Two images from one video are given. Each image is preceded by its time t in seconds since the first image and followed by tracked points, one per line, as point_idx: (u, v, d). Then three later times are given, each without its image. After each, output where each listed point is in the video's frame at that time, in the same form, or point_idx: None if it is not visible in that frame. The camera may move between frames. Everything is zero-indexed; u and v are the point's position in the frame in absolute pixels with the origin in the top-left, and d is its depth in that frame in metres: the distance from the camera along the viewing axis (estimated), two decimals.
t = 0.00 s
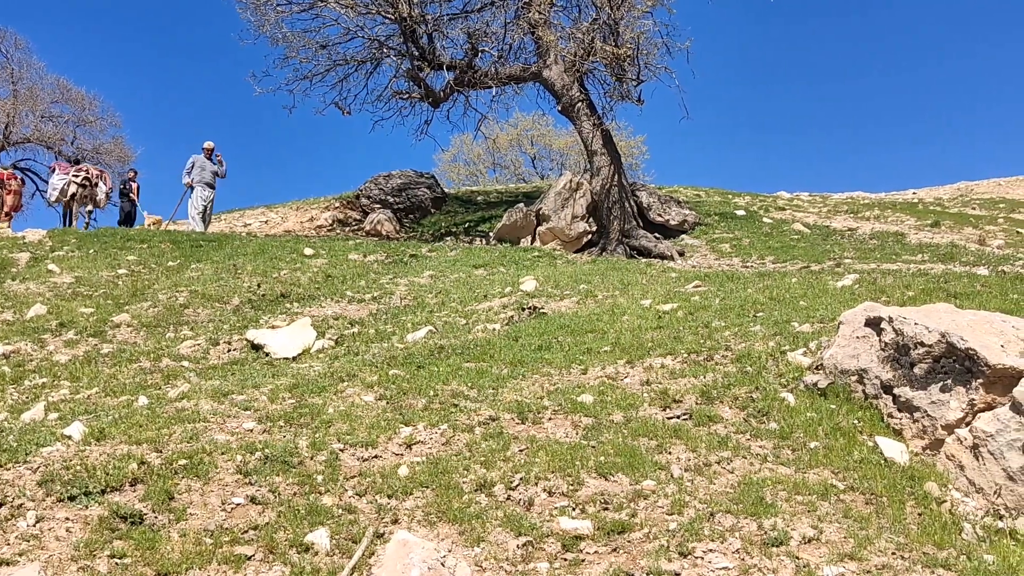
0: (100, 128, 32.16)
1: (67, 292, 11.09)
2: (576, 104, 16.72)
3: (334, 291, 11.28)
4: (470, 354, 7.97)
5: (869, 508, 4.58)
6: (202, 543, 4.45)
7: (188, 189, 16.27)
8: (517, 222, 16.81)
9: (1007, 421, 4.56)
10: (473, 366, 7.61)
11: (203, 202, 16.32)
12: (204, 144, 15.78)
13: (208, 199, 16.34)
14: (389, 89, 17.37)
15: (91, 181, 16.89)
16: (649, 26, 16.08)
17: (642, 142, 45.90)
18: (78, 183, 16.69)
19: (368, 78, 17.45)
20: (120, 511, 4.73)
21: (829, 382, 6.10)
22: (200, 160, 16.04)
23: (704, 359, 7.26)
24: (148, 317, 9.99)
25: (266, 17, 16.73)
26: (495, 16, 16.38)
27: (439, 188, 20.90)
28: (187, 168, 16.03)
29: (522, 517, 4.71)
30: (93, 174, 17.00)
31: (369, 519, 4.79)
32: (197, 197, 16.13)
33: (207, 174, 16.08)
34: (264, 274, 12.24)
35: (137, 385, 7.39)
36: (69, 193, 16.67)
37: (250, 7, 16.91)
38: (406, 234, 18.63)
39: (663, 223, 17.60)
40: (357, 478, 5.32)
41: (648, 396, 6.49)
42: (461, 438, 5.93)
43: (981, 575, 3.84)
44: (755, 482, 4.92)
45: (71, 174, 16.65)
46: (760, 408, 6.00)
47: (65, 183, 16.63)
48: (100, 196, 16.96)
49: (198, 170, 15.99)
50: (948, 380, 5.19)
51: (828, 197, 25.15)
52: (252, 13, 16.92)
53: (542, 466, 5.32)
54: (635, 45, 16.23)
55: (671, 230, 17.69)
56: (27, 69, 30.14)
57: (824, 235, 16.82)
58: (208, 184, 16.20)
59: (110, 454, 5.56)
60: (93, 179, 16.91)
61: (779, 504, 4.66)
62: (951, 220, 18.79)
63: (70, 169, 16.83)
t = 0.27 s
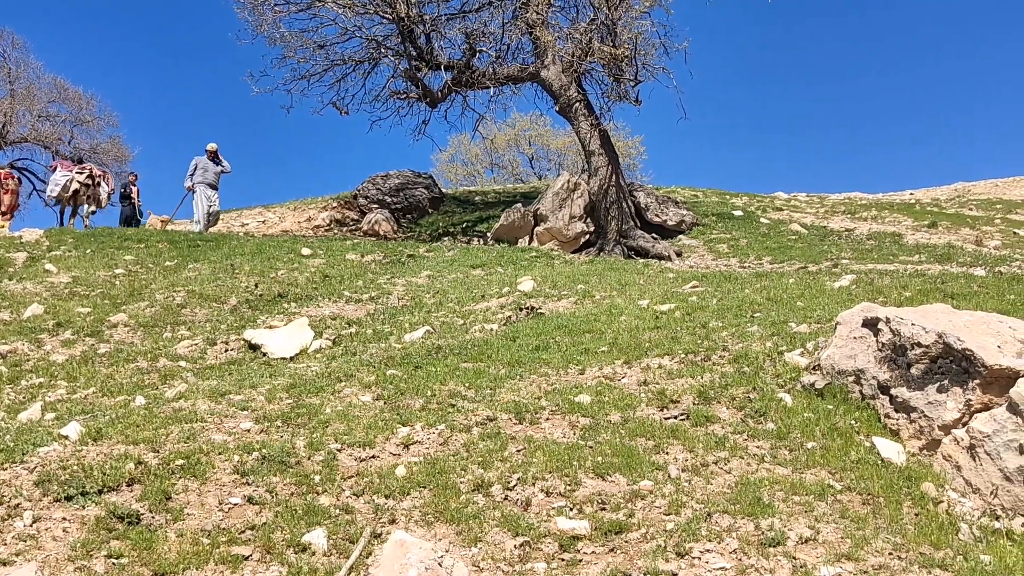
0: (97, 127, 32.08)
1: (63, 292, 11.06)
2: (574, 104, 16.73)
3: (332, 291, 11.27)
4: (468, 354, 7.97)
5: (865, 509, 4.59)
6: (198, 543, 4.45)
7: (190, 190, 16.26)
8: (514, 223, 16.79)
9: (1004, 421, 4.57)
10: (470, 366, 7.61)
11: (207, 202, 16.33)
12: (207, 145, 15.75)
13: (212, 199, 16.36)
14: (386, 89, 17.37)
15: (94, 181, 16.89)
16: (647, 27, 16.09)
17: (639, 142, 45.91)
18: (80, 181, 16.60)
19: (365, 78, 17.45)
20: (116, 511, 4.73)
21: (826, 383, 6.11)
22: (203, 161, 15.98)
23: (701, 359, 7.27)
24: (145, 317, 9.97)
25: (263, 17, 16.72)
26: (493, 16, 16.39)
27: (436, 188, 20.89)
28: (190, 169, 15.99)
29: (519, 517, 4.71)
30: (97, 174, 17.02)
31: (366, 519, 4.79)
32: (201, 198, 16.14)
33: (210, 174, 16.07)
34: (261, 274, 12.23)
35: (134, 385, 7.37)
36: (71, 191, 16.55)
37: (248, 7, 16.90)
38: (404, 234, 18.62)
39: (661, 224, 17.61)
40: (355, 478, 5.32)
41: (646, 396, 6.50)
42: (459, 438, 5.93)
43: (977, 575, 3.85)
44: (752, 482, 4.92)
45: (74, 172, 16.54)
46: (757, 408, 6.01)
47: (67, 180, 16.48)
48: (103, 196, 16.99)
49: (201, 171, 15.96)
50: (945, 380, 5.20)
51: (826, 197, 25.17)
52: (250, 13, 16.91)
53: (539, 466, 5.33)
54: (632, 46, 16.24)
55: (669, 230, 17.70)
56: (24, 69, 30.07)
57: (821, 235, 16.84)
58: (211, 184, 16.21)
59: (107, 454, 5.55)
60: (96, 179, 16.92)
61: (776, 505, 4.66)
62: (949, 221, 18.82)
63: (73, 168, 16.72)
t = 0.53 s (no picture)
0: (95, 127, 32.03)
1: (61, 292, 11.04)
2: (572, 104, 16.73)
3: (330, 291, 11.27)
4: (466, 354, 7.97)
5: (863, 509, 4.60)
6: (196, 544, 4.44)
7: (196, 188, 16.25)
8: (512, 223, 16.65)
9: (1002, 421, 4.58)
10: (468, 366, 7.62)
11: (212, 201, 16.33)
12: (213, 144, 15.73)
13: (217, 197, 16.37)
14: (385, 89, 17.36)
15: (97, 181, 16.87)
16: (645, 27, 16.11)
17: (637, 142, 45.93)
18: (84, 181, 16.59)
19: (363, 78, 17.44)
20: (114, 511, 4.72)
21: (824, 383, 6.12)
22: (209, 160, 15.96)
23: (699, 359, 7.28)
24: (143, 316, 9.95)
25: (261, 17, 16.70)
26: (491, 17, 16.39)
27: (435, 188, 20.89)
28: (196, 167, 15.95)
29: (518, 517, 4.71)
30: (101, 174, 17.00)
31: (364, 519, 4.78)
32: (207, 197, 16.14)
33: (216, 173, 16.05)
34: (260, 274, 12.21)
35: (131, 385, 7.36)
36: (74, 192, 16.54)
37: (246, 6, 16.88)
38: (402, 234, 18.62)
39: (659, 224, 17.61)
40: (353, 478, 5.32)
41: (644, 396, 6.50)
42: (457, 438, 5.93)
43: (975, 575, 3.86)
44: (750, 482, 4.93)
45: (77, 173, 16.50)
46: (755, 408, 6.01)
47: (70, 180, 16.48)
48: (107, 197, 16.97)
49: (207, 170, 15.94)
50: (943, 381, 5.20)
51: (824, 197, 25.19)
52: (248, 13, 16.89)
53: (538, 466, 5.32)
54: (631, 46, 16.26)
55: (667, 230, 17.70)
56: (22, 68, 30.03)
57: (819, 236, 16.86)
58: (217, 182, 16.21)
59: (104, 454, 5.54)
60: (100, 179, 16.91)
61: (774, 505, 4.67)
62: (946, 221, 18.85)
63: (76, 167, 16.65)
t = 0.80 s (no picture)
0: (93, 127, 31.99)
1: (59, 292, 11.02)
2: (571, 105, 16.74)
3: (328, 291, 11.26)
4: (465, 354, 7.97)
5: (862, 509, 4.60)
6: (195, 544, 4.44)
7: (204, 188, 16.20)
8: (510, 223, 16.64)
9: (1000, 422, 4.58)
10: (467, 367, 7.62)
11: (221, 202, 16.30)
12: (222, 145, 15.69)
13: (226, 197, 16.34)
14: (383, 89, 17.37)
15: (100, 180, 16.88)
16: (644, 27, 16.12)
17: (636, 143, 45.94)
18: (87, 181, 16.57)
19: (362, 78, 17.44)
20: (112, 511, 4.71)
21: (823, 384, 6.12)
22: (217, 161, 15.93)
23: (698, 359, 7.28)
24: (142, 316, 9.94)
25: (260, 17, 16.69)
26: (490, 17, 16.39)
27: (433, 188, 20.88)
28: (205, 168, 15.92)
29: (516, 517, 4.71)
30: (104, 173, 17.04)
31: (363, 519, 4.79)
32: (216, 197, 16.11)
33: (225, 174, 16.03)
34: (258, 274, 12.21)
35: (130, 385, 7.35)
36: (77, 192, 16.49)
37: (244, 6, 16.87)
38: (400, 234, 18.62)
39: (658, 224, 17.62)
40: (351, 478, 5.32)
41: (642, 396, 6.51)
42: (455, 438, 5.93)
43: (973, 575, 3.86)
44: (749, 483, 4.93)
45: (80, 172, 16.49)
46: (754, 409, 6.02)
47: (73, 180, 16.43)
48: (110, 194, 16.98)
49: (216, 171, 15.91)
50: (941, 381, 5.21)
51: (822, 198, 25.20)
52: (246, 13, 16.87)
53: (536, 466, 5.33)
54: (629, 46, 16.27)
55: (665, 231, 17.71)
56: (20, 68, 29.99)
57: (817, 236, 16.88)
58: (226, 183, 16.16)
59: (103, 454, 5.54)
60: (102, 178, 16.93)
61: (772, 505, 4.67)
62: (945, 222, 18.87)
63: (78, 166, 16.64)
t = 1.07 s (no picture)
0: (92, 127, 31.97)
1: (58, 292, 11.02)
2: (570, 105, 16.75)
3: (327, 291, 11.26)
4: (464, 355, 7.97)
5: (860, 509, 4.61)
6: (193, 544, 4.44)
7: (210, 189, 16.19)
8: (509, 223, 16.72)
9: (998, 422, 4.58)
10: (466, 367, 7.62)
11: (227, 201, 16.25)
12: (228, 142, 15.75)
13: (232, 196, 16.30)
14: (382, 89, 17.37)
15: (105, 180, 16.88)
16: (643, 28, 16.13)
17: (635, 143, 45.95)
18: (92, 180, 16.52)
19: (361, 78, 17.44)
20: (111, 512, 4.71)
21: (821, 384, 6.13)
22: (223, 159, 15.99)
23: (697, 360, 7.29)
24: (140, 316, 9.94)
25: (259, 17, 16.68)
26: (489, 17, 16.39)
27: (432, 188, 20.88)
28: (211, 166, 15.96)
29: (515, 517, 4.72)
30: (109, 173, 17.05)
31: (361, 519, 4.79)
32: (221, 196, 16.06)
33: (231, 172, 16.05)
34: (257, 274, 12.21)
35: (128, 385, 7.35)
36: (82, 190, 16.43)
37: (243, 6, 16.86)
38: (399, 235, 18.62)
39: (656, 225, 17.63)
40: (350, 478, 5.32)
41: (641, 397, 6.51)
42: (454, 438, 5.93)
43: None
44: (748, 483, 4.94)
45: (87, 170, 16.48)
46: (752, 409, 6.02)
47: (79, 179, 16.34)
48: (114, 194, 17.00)
49: (222, 169, 15.96)
50: (939, 381, 5.21)
51: (821, 198, 25.19)
52: (245, 13, 16.86)
53: (535, 467, 5.33)
54: (628, 47, 16.27)
55: (664, 231, 17.71)
56: (19, 68, 29.98)
57: (816, 237, 16.89)
58: (231, 182, 16.16)
59: (101, 454, 5.54)
60: (107, 178, 16.93)
61: (771, 506, 4.67)
62: (944, 222, 18.88)
63: (84, 165, 16.60)
